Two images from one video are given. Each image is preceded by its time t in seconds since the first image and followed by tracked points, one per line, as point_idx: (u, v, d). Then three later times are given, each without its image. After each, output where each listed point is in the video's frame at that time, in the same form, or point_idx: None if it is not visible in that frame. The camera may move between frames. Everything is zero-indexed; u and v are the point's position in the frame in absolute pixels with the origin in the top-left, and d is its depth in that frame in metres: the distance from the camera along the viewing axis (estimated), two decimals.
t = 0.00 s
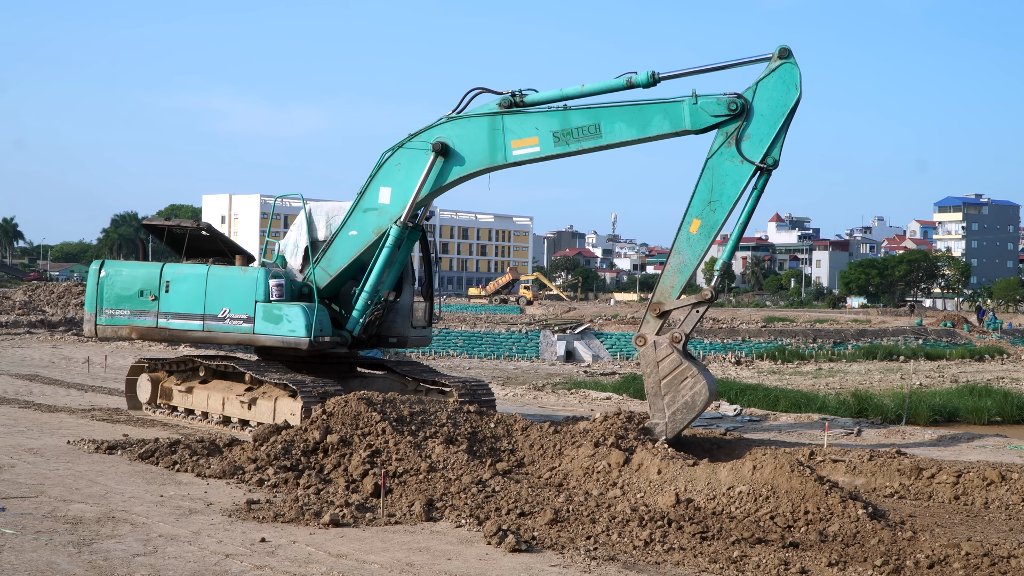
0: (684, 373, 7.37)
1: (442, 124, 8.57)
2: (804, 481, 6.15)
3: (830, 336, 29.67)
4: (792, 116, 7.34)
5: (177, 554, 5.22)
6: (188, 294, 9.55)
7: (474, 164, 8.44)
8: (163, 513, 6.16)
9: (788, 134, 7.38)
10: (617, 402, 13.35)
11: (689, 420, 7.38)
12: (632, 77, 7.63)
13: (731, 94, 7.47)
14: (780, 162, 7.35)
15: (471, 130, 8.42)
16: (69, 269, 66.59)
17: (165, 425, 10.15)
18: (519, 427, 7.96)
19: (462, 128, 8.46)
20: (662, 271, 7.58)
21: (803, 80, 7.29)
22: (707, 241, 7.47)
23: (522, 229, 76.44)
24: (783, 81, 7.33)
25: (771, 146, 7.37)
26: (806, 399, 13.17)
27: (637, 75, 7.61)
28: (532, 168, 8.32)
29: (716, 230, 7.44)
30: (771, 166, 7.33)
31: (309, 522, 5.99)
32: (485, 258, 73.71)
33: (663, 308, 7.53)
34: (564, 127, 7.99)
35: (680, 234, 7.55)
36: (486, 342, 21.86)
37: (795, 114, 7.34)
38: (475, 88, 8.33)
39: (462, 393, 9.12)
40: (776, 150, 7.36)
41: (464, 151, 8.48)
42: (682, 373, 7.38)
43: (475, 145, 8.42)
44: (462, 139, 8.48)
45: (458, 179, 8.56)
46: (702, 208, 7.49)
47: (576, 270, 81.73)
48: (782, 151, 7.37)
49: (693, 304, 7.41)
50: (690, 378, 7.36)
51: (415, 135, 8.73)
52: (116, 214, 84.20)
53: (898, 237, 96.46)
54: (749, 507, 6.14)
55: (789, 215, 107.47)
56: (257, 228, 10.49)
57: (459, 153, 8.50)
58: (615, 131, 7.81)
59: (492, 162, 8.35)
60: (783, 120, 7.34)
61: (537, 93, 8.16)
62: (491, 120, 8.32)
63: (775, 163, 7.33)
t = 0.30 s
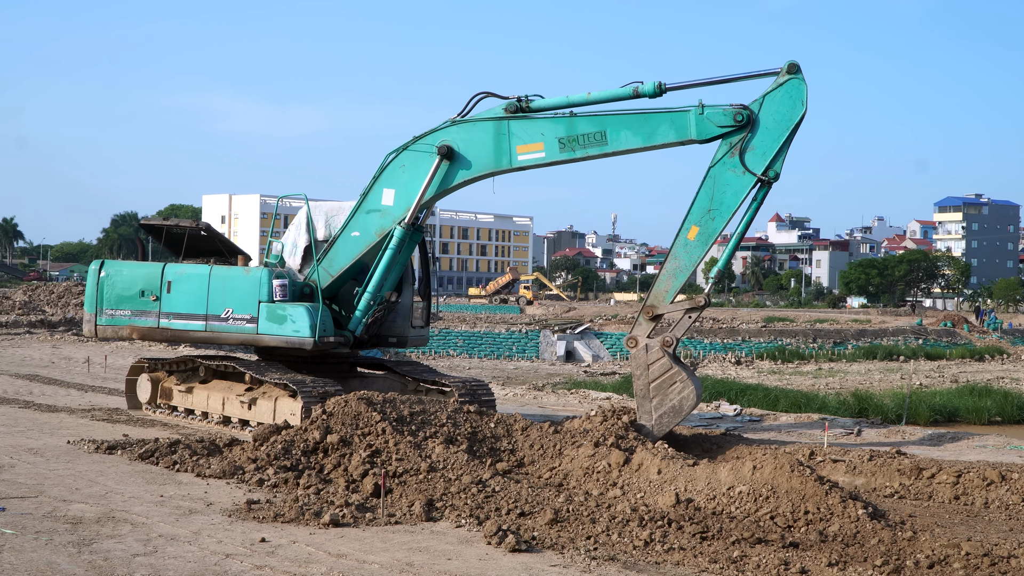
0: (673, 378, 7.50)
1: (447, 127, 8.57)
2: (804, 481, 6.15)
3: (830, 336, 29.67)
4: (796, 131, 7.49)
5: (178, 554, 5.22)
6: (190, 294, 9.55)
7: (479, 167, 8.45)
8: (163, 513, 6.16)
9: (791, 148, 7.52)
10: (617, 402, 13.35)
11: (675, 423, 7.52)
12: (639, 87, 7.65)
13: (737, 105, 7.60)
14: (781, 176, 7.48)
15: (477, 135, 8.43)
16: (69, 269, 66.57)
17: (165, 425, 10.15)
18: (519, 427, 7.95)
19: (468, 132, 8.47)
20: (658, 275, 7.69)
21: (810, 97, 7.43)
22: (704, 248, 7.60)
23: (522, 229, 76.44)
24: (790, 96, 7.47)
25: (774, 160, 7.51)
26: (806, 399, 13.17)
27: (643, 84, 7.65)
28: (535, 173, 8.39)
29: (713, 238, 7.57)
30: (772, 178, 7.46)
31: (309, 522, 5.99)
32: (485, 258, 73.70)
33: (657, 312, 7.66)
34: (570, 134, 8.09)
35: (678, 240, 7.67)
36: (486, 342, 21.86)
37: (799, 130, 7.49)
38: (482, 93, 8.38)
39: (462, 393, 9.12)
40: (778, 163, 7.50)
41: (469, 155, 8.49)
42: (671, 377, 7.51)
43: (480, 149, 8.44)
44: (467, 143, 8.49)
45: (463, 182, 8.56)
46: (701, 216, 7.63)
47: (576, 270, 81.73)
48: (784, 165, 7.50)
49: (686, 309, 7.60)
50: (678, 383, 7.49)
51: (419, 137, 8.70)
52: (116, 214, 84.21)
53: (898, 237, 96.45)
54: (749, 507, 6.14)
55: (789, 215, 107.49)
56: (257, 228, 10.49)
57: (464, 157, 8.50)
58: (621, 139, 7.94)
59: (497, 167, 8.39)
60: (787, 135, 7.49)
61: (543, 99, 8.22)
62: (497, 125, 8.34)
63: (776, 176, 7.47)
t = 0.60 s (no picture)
0: (652, 371, 7.72)
1: (448, 128, 8.57)
2: (804, 481, 6.15)
3: (830, 336, 29.68)
4: (795, 139, 7.60)
5: (177, 554, 5.22)
6: (191, 294, 9.55)
7: (480, 169, 8.46)
8: (163, 513, 6.16)
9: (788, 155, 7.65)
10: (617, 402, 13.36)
11: (650, 416, 7.73)
12: (641, 92, 7.66)
13: (738, 108, 7.67)
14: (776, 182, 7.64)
15: (479, 136, 8.44)
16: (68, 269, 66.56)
17: (165, 425, 10.15)
18: (519, 427, 7.96)
19: (470, 133, 8.48)
20: (646, 269, 7.82)
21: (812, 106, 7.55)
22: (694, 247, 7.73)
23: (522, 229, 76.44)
24: (793, 104, 7.57)
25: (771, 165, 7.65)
26: (806, 399, 13.18)
27: (646, 89, 7.64)
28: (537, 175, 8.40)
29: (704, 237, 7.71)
30: (767, 184, 7.61)
31: (309, 522, 5.99)
32: (485, 258, 73.71)
33: (643, 305, 7.78)
34: (573, 136, 8.11)
35: (669, 236, 7.79)
36: (486, 342, 21.87)
37: (798, 138, 7.61)
38: (483, 94, 8.36)
39: (462, 393, 9.12)
40: (775, 169, 7.64)
41: (470, 156, 8.50)
42: (651, 370, 7.72)
43: (482, 151, 8.44)
44: (469, 144, 8.50)
45: (464, 183, 8.56)
46: (694, 214, 7.74)
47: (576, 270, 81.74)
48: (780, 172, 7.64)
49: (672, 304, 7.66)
50: (657, 377, 7.70)
51: (420, 138, 8.71)
52: (116, 214, 84.23)
53: (898, 237, 96.44)
54: (749, 507, 6.15)
55: (789, 216, 107.52)
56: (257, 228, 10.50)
57: (466, 158, 8.51)
58: (623, 141, 7.97)
59: (498, 168, 8.39)
60: (786, 142, 7.59)
61: (545, 101, 8.24)
62: (499, 126, 8.35)
63: (771, 182, 7.62)
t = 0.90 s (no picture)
0: (623, 355, 7.82)
1: (447, 126, 8.56)
2: (804, 481, 6.15)
3: (830, 336, 29.67)
4: (790, 139, 7.75)
5: (177, 554, 5.22)
6: (192, 294, 9.55)
7: (480, 167, 8.48)
8: (163, 513, 6.16)
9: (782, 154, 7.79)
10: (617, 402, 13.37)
11: (615, 399, 7.83)
12: (639, 91, 7.69)
13: (737, 103, 7.79)
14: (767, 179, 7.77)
15: (478, 134, 8.45)
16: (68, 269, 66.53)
17: (165, 425, 10.15)
18: (519, 427, 7.96)
19: (469, 131, 8.48)
20: (629, 252, 7.92)
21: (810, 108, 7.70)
22: (680, 236, 7.85)
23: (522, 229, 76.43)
24: (791, 105, 7.71)
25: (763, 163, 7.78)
26: (806, 399, 13.17)
27: (644, 88, 7.67)
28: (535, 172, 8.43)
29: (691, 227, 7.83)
30: (758, 180, 7.74)
31: (309, 522, 5.99)
32: (485, 258, 73.69)
33: (622, 288, 7.90)
34: (571, 132, 8.16)
35: (657, 222, 7.89)
36: (486, 342, 21.86)
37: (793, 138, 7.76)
38: (482, 92, 8.38)
39: (462, 393, 9.12)
40: (767, 167, 7.78)
41: (470, 154, 8.50)
42: (622, 354, 7.83)
43: (481, 149, 8.46)
44: (468, 142, 8.50)
45: (464, 181, 8.57)
46: (683, 203, 7.85)
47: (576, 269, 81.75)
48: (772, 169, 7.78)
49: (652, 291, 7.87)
50: (628, 361, 7.81)
51: (419, 137, 8.69)
52: (116, 214, 84.24)
53: (898, 237, 96.42)
54: (749, 507, 6.14)
55: (789, 215, 107.53)
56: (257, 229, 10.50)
57: (465, 156, 8.51)
58: (622, 137, 8.05)
59: (497, 166, 8.41)
60: (781, 141, 7.74)
61: (544, 99, 8.29)
62: (497, 123, 8.37)
63: (762, 179, 7.75)
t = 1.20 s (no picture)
0: (632, 335, 7.81)
1: (437, 119, 8.59)
2: (804, 481, 6.15)
3: (830, 336, 29.67)
4: (780, 108, 7.70)
5: (177, 554, 5.22)
6: (191, 294, 9.56)
7: (472, 156, 8.49)
8: (163, 512, 6.16)
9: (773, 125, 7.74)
10: (617, 401, 13.37)
11: (628, 379, 7.80)
12: (627, 71, 7.71)
13: (725, 77, 7.78)
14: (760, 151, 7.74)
15: (468, 124, 8.47)
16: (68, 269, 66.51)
17: (165, 425, 10.15)
18: (519, 427, 7.96)
19: (459, 122, 8.50)
20: (628, 234, 7.92)
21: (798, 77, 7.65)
22: (677, 213, 7.83)
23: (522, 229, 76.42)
24: (779, 75, 7.67)
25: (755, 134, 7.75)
26: (805, 399, 13.17)
27: (631, 68, 7.69)
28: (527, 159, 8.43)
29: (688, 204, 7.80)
30: (751, 152, 7.72)
31: (309, 522, 5.99)
32: (485, 258, 73.67)
33: (624, 270, 7.88)
34: (561, 117, 8.17)
35: (653, 202, 7.89)
36: (486, 342, 21.84)
37: (783, 108, 7.70)
38: (470, 82, 8.39)
39: (462, 393, 9.12)
40: (759, 138, 7.74)
41: (462, 145, 8.51)
42: (630, 334, 7.82)
43: (472, 138, 8.47)
44: (459, 133, 8.52)
45: (457, 173, 8.60)
46: (678, 180, 7.85)
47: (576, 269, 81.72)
48: (764, 140, 7.74)
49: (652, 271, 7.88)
50: (637, 340, 7.79)
51: (410, 131, 8.72)
52: (116, 214, 84.29)
53: (898, 237, 96.42)
54: (750, 507, 6.14)
55: (789, 215, 107.54)
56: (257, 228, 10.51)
57: (457, 147, 8.53)
58: (612, 118, 8.04)
59: (489, 155, 8.42)
60: (771, 111, 7.69)
61: (531, 85, 8.28)
62: (487, 113, 8.39)
63: (755, 150, 7.72)
